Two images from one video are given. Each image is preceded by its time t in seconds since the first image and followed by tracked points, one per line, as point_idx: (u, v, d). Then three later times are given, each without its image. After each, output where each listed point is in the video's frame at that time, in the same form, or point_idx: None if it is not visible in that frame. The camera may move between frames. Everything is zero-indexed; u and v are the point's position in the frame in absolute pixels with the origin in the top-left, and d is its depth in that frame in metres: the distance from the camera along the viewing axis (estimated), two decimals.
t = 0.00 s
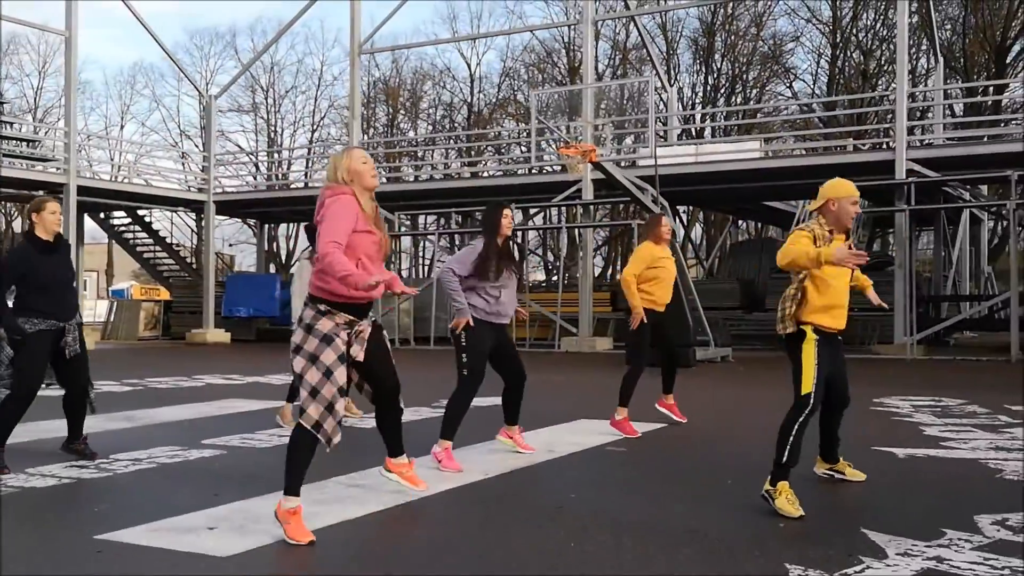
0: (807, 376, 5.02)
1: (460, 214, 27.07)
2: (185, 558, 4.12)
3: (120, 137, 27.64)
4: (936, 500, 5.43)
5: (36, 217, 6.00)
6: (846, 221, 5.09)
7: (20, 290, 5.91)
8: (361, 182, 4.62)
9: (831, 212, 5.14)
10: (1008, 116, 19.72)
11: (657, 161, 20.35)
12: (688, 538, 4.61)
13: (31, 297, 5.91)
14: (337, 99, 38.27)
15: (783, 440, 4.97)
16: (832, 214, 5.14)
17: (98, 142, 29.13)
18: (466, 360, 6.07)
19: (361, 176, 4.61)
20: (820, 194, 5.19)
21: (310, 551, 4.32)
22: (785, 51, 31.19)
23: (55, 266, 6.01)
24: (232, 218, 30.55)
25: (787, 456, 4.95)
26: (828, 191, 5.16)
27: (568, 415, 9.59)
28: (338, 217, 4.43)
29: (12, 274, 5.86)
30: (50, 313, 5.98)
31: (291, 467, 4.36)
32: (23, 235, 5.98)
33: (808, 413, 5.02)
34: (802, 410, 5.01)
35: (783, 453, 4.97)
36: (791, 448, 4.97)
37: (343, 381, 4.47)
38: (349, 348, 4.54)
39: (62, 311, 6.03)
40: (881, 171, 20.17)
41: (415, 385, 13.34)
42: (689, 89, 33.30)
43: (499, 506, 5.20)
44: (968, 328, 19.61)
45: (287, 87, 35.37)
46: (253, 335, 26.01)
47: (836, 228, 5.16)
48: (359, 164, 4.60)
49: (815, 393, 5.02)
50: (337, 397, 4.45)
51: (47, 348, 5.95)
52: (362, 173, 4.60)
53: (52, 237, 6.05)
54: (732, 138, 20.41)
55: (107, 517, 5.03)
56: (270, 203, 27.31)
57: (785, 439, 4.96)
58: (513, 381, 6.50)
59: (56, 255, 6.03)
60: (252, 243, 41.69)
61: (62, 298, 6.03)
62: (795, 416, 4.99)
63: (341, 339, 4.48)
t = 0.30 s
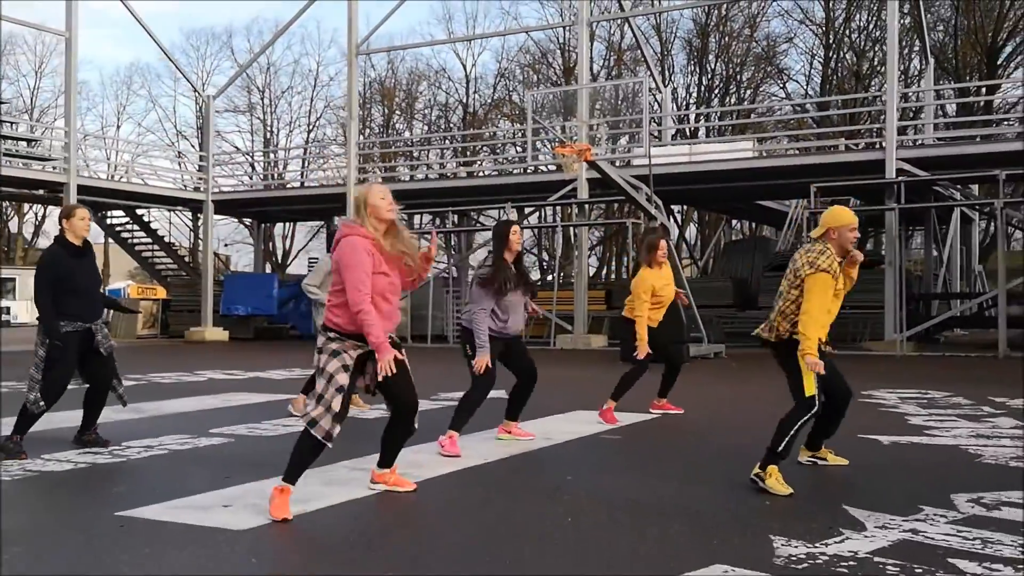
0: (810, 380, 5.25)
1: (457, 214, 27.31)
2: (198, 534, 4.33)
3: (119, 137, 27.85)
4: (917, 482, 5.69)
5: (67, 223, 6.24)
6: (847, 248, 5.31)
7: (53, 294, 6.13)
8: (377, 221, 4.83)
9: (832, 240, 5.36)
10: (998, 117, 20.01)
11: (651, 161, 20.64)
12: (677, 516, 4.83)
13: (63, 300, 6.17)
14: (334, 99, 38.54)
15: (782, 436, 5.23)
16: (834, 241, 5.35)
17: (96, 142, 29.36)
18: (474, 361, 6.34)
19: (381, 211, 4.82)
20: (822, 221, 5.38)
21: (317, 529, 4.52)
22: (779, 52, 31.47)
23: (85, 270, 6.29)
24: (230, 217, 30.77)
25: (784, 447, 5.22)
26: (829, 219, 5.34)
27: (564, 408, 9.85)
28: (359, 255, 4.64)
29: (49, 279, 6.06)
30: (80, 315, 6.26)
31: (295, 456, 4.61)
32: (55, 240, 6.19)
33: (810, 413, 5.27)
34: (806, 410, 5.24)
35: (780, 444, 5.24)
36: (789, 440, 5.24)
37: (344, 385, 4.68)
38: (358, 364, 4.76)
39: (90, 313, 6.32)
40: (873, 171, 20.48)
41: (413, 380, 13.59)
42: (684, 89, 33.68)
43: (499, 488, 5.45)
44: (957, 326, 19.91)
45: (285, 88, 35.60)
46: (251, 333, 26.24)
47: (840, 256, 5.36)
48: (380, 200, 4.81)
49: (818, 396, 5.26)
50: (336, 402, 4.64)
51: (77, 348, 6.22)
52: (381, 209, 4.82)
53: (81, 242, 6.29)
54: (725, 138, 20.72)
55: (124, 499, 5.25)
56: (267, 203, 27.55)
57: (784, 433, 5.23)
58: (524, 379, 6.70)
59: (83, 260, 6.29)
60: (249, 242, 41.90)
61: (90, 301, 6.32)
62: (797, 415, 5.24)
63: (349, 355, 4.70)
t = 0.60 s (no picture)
0: (776, 358, 5.46)
1: (456, 212, 27.51)
2: (208, 505, 4.51)
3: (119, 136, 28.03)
4: (902, 460, 5.90)
5: (70, 208, 6.34)
6: (811, 213, 5.54)
7: (42, 272, 6.22)
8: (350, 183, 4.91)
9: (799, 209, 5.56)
10: (991, 115, 20.25)
11: (648, 158, 20.87)
12: (670, 492, 5.01)
13: (50, 279, 6.22)
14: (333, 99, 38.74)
15: (752, 418, 5.45)
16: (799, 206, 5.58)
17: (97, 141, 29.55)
18: (451, 346, 6.51)
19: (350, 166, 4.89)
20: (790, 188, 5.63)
21: (320, 500, 4.70)
22: (775, 52, 31.62)
23: (80, 252, 6.29)
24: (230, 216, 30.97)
25: (752, 430, 5.43)
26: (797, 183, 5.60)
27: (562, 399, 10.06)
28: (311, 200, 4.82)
29: (37, 257, 6.17)
30: (65, 295, 6.25)
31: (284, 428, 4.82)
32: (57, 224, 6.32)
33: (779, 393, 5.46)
34: (775, 391, 5.42)
35: (747, 427, 5.46)
36: (758, 423, 5.46)
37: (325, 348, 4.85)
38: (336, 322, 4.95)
39: (77, 295, 6.29)
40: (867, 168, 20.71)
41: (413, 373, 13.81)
42: (681, 89, 33.94)
43: (499, 466, 5.66)
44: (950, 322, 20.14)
45: (284, 87, 35.78)
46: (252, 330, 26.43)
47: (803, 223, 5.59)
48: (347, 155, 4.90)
49: (784, 374, 5.45)
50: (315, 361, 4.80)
51: (56, 328, 6.21)
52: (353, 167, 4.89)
53: (83, 227, 6.36)
54: (721, 136, 20.95)
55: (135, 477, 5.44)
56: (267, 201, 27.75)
57: (754, 416, 5.44)
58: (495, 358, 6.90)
59: (83, 245, 6.33)
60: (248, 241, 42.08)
61: (81, 282, 6.29)
62: (765, 397, 5.43)
63: (327, 314, 4.88)
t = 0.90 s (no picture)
0: (768, 341, 5.57)
1: (454, 208, 27.62)
2: (218, 481, 4.61)
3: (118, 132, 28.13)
4: (897, 443, 6.01)
5: (71, 198, 6.38)
6: (807, 204, 5.62)
7: (49, 264, 6.30)
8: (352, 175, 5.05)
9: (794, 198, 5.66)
10: (987, 111, 20.37)
11: (646, 155, 20.99)
12: (670, 473, 5.11)
13: (59, 271, 6.32)
14: (332, 97, 38.89)
15: (747, 401, 5.59)
16: (796, 197, 5.66)
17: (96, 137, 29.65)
18: (445, 338, 6.58)
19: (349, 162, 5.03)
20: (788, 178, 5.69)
21: (326, 477, 4.80)
22: (772, 49, 31.69)
23: (86, 244, 6.41)
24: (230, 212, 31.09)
25: (750, 413, 5.55)
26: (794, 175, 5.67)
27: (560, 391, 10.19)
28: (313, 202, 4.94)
29: (43, 250, 6.25)
30: (75, 285, 6.36)
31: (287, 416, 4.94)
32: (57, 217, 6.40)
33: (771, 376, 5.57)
34: (767, 373, 5.54)
35: (746, 412, 5.58)
36: (754, 407, 5.59)
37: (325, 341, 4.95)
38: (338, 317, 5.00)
39: (87, 285, 6.41)
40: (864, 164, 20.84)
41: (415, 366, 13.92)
42: (679, 87, 34.15)
43: (500, 451, 5.78)
44: (946, 317, 20.28)
45: (282, 85, 35.85)
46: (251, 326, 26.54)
47: (797, 213, 5.70)
48: (346, 152, 5.05)
49: (775, 358, 5.56)
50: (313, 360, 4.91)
51: (69, 318, 6.33)
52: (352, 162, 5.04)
53: (83, 217, 6.42)
54: (718, 133, 21.07)
55: (144, 457, 5.55)
56: (267, 198, 27.85)
57: (750, 399, 5.57)
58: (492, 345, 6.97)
59: (85, 235, 6.42)
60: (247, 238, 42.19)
61: (89, 272, 6.42)
62: (757, 379, 5.56)
63: (328, 309, 4.94)
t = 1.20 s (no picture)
0: (779, 331, 5.63)
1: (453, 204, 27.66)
2: (227, 466, 4.65)
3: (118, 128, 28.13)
4: (899, 432, 6.06)
5: (94, 194, 6.44)
6: (825, 202, 5.66)
7: (85, 260, 6.37)
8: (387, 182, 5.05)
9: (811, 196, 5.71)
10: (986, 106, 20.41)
11: (646, 150, 21.03)
12: (675, 460, 5.14)
13: (92, 265, 6.41)
14: (330, 93, 38.89)
15: (748, 383, 5.68)
16: (813, 196, 5.71)
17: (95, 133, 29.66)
18: (463, 318, 6.69)
19: (376, 168, 5.03)
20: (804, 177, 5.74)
21: (332, 463, 4.83)
22: (771, 45, 31.72)
23: (111, 240, 6.53)
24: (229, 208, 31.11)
25: (749, 394, 5.65)
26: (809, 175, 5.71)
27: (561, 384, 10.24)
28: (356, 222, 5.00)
29: (82, 246, 6.32)
30: (110, 281, 6.50)
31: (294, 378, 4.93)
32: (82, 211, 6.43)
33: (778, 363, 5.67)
34: (773, 360, 5.64)
35: (746, 393, 5.69)
36: (755, 388, 5.69)
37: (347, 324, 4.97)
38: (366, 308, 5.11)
39: (119, 280, 6.56)
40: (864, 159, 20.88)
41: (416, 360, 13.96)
42: (677, 83, 34.19)
43: (505, 439, 5.82)
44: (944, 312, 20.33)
45: (281, 81, 35.85)
46: (251, 322, 26.56)
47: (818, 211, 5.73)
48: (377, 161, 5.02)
49: (783, 348, 5.65)
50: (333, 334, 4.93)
51: (106, 312, 6.44)
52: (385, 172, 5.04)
53: (107, 213, 6.52)
54: (718, 128, 21.11)
55: (154, 443, 5.58)
56: (266, 193, 27.86)
57: (750, 381, 5.67)
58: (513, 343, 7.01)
59: (110, 230, 6.53)
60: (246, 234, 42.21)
61: (119, 269, 6.57)
62: (762, 365, 5.66)
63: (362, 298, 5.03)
